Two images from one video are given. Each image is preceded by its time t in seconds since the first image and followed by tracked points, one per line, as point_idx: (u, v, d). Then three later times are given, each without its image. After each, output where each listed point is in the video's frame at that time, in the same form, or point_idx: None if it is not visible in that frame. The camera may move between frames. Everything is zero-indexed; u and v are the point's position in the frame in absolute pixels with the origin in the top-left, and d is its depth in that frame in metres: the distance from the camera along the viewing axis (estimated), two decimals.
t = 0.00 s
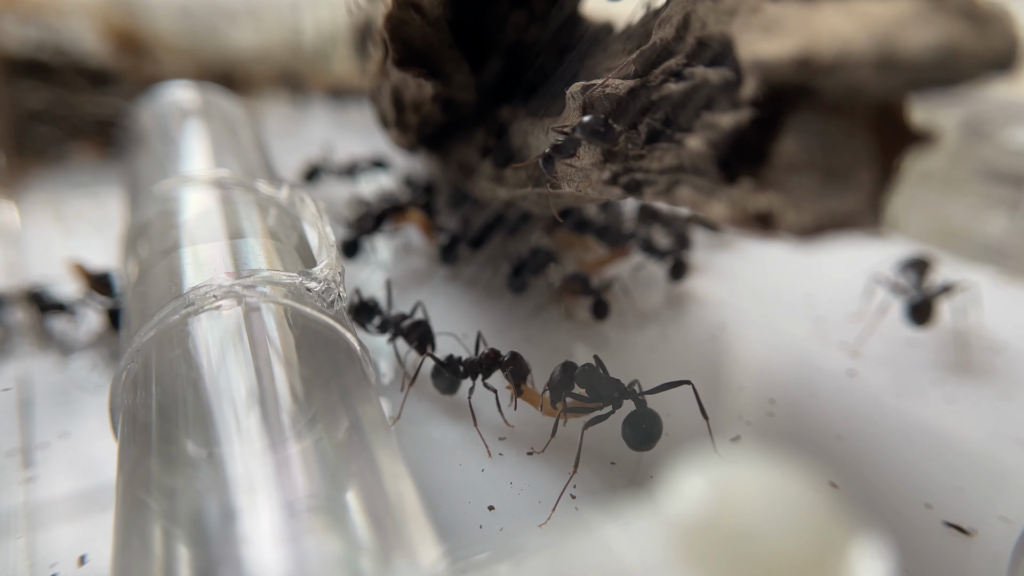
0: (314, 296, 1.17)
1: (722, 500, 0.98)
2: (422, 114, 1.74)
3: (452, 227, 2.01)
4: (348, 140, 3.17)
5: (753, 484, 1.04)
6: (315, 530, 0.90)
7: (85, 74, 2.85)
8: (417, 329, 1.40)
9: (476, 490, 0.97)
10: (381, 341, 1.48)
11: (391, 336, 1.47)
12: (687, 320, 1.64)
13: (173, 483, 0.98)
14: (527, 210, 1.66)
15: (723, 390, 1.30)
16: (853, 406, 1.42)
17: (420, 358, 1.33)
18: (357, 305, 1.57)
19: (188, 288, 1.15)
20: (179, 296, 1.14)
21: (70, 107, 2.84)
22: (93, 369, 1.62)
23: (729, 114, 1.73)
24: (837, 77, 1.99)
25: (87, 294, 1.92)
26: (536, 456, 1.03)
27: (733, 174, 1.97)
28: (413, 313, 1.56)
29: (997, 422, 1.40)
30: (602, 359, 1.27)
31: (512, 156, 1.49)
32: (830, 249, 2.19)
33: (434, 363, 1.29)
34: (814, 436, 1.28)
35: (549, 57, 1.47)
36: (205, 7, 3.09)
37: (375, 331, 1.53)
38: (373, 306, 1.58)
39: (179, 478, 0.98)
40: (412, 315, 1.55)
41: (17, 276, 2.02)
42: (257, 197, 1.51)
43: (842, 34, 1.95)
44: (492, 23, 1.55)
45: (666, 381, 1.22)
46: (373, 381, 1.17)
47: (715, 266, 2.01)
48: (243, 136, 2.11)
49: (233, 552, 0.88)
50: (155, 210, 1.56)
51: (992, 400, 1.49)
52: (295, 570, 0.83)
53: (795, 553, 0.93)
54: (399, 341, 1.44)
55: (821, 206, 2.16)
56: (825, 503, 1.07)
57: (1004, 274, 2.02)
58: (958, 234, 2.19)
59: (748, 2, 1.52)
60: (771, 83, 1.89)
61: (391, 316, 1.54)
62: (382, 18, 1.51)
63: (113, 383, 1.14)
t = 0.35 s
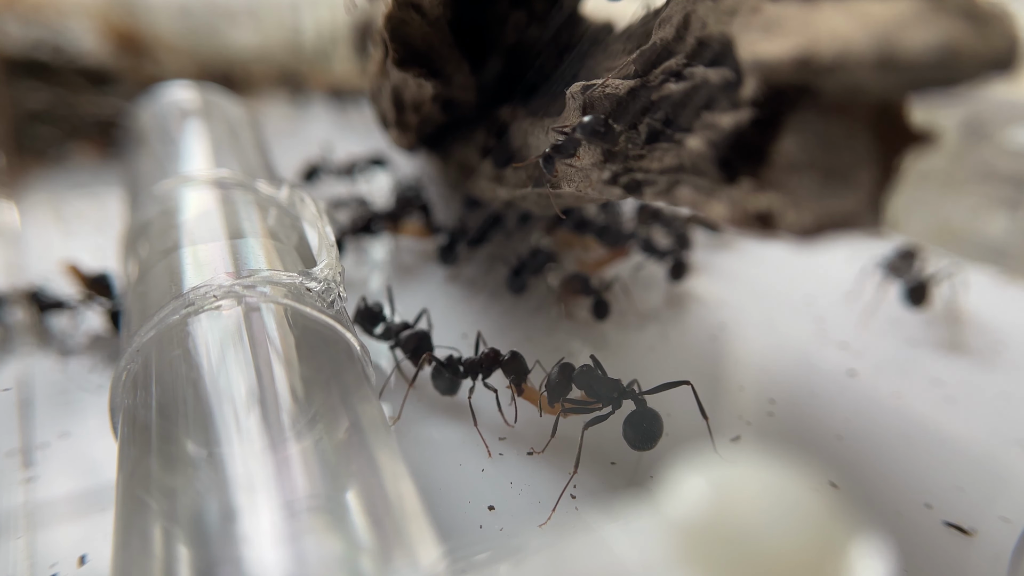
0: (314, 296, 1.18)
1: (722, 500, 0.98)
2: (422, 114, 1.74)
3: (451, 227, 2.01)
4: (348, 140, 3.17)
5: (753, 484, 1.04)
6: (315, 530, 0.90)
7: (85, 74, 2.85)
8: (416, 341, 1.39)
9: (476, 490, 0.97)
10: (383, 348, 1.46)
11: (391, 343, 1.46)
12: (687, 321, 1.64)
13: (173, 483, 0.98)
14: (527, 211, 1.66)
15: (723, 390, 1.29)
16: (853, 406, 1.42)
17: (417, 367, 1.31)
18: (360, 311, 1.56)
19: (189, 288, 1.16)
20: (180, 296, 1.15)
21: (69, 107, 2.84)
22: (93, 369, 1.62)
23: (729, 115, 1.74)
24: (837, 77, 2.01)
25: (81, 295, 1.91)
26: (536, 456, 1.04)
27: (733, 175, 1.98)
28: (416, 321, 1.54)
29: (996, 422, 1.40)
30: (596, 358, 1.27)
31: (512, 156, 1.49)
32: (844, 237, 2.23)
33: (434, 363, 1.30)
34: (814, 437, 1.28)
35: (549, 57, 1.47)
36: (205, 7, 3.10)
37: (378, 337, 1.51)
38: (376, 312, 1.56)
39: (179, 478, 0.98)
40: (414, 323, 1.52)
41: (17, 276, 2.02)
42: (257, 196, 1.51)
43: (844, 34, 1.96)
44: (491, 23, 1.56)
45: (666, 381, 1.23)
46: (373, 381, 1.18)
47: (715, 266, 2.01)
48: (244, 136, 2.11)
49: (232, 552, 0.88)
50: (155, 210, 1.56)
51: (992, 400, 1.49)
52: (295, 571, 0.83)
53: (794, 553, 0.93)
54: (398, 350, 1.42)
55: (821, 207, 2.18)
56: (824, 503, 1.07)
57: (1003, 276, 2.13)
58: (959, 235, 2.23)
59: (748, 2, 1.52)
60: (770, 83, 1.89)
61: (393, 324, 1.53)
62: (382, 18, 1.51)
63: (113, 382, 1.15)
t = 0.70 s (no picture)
0: (314, 296, 1.17)
1: (721, 500, 0.98)
2: (422, 114, 1.74)
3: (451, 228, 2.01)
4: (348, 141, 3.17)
5: (753, 484, 1.04)
6: (315, 530, 0.90)
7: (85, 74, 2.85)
8: (402, 348, 1.37)
9: (476, 490, 0.97)
10: (376, 350, 1.44)
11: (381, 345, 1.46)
12: (687, 321, 1.64)
13: (173, 483, 0.98)
14: (527, 210, 1.66)
15: (723, 390, 1.29)
16: (853, 405, 1.42)
17: (410, 372, 1.31)
18: (360, 312, 1.58)
19: (188, 288, 1.15)
20: (180, 296, 1.13)
21: (69, 107, 2.84)
22: (93, 369, 1.62)
23: (729, 114, 1.74)
24: (837, 76, 2.00)
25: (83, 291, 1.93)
26: (536, 456, 1.03)
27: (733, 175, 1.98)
28: (410, 324, 1.52)
29: (997, 422, 1.40)
30: (594, 359, 1.26)
31: (512, 156, 1.49)
32: (853, 233, 2.25)
33: (433, 364, 1.29)
34: (814, 436, 1.27)
35: (549, 57, 1.47)
36: (205, 7, 3.09)
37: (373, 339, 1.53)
38: (376, 313, 1.58)
39: (180, 478, 0.98)
40: (408, 326, 1.50)
41: (18, 275, 2.02)
42: (257, 197, 1.51)
43: (844, 34, 1.95)
44: (492, 22, 1.54)
45: (666, 381, 1.23)
46: (373, 381, 1.17)
47: (715, 266, 2.01)
48: (244, 136, 2.11)
49: (232, 552, 0.88)
50: (155, 210, 1.56)
51: (993, 399, 1.49)
52: (295, 571, 0.83)
53: (794, 553, 0.94)
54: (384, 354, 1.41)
55: (820, 207, 2.17)
56: (824, 502, 1.07)
57: (1003, 275, 2.20)
58: (959, 234, 2.28)
59: (748, 2, 1.52)
60: (770, 83, 1.89)
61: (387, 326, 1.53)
62: (381, 17, 1.51)
63: (113, 383, 1.14)
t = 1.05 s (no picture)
0: (314, 296, 1.16)
1: (721, 500, 0.98)
2: (423, 114, 1.74)
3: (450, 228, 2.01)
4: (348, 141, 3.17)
5: (753, 484, 1.04)
6: (315, 530, 0.90)
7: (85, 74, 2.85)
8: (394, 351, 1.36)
9: (475, 490, 0.97)
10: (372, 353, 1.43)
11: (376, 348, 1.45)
12: (687, 320, 1.64)
13: (173, 483, 0.98)
14: (527, 211, 1.66)
15: (723, 390, 1.29)
16: (853, 406, 1.42)
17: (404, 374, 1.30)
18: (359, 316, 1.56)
19: (188, 288, 1.15)
20: (180, 296, 1.13)
21: (70, 107, 2.84)
22: (94, 369, 1.62)
23: (729, 114, 1.74)
24: (837, 76, 1.99)
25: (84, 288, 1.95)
26: (536, 456, 1.03)
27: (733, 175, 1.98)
28: (407, 328, 1.51)
29: (997, 422, 1.40)
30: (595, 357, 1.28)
31: (512, 156, 1.49)
32: (854, 231, 2.22)
33: (434, 364, 1.28)
34: (813, 437, 1.27)
35: (549, 57, 1.47)
36: (205, 7, 3.09)
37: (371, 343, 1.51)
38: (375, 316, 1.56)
39: (179, 478, 0.98)
40: (405, 330, 1.50)
41: (17, 275, 2.03)
42: (257, 197, 1.51)
43: (843, 34, 1.95)
44: (492, 23, 1.56)
45: (665, 381, 1.23)
46: (373, 381, 1.17)
47: (715, 266, 2.01)
48: (244, 136, 2.11)
49: (232, 552, 0.88)
50: (155, 210, 1.56)
51: (993, 399, 1.49)
52: (295, 571, 0.83)
53: (794, 553, 0.93)
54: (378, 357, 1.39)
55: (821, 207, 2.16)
56: (824, 503, 1.07)
57: (1003, 274, 2.08)
58: (959, 234, 2.25)
59: (749, 2, 1.52)
60: (770, 83, 1.90)
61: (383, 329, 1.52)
62: (382, 17, 1.51)
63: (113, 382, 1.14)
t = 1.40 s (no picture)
0: (314, 296, 1.16)
1: (721, 501, 0.98)
2: (422, 114, 1.74)
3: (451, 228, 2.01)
4: (348, 140, 3.17)
5: (752, 484, 1.04)
6: (316, 530, 0.90)
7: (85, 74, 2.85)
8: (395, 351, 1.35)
9: (475, 490, 0.97)
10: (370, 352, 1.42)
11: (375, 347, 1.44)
12: (687, 321, 1.64)
13: (173, 483, 0.98)
14: (527, 210, 1.66)
15: (723, 390, 1.30)
16: (853, 405, 1.42)
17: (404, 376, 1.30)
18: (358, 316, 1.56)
19: (188, 288, 1.15)
20: (180, 296, 1.13)
21: (70, 107, 2.84)
22: (94, 369, 1.62)
23: (729, 114, 1.74)
24: (837, 77, 2.00)
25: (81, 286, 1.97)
26: (537, 456, 1.03)
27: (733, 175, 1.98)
28: (407, 328, 1.51)
29: (997, 422, 1.40)
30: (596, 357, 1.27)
31: (512, 156, 1.49)
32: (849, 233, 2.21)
33: (434, 362, 1.29)
34: (813, 436, 1.28)
35: (549, 57, 1.47)
36: (205, 7, 3.10)
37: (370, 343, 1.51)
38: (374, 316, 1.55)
39: (180, 478, 0.98)
40: (404, 331, 1.50)
41: (17, 275, 2.03)
42: (257, 197, 1.51)
43: (844, 35, 1.95)
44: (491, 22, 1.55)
45: (665, 381, 1.22)
46: (373, 382, 1.18)
47: (715, 266, 2.01)
48: (244, 136, 2.11)
49: (232, 552, 0.88)
50: (155, 210, 1.56)
51: (993, 400, 1.49)
52: (295, 570, 0.83)
53: (794, 554, 0.93)
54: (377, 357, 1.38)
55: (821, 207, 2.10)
56: (824, 503, 1.07)
57: (1004, 274, 2.18)
58: (960, 233, 2.31)
59: (749, 2, 1.52)
60: (770, 83, 1.90)
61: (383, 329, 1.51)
62: (382, 17, 1.51)
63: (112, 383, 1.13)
